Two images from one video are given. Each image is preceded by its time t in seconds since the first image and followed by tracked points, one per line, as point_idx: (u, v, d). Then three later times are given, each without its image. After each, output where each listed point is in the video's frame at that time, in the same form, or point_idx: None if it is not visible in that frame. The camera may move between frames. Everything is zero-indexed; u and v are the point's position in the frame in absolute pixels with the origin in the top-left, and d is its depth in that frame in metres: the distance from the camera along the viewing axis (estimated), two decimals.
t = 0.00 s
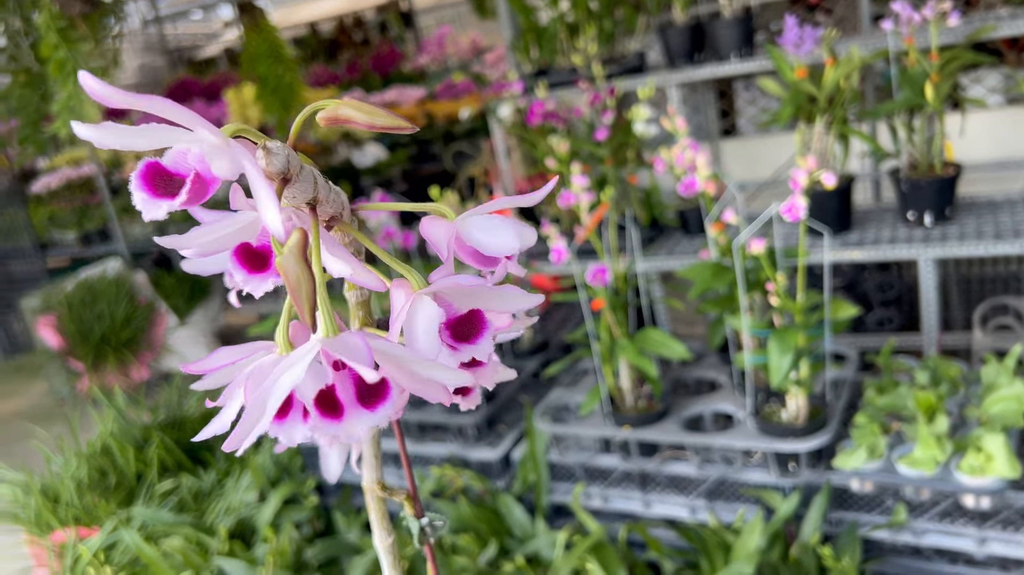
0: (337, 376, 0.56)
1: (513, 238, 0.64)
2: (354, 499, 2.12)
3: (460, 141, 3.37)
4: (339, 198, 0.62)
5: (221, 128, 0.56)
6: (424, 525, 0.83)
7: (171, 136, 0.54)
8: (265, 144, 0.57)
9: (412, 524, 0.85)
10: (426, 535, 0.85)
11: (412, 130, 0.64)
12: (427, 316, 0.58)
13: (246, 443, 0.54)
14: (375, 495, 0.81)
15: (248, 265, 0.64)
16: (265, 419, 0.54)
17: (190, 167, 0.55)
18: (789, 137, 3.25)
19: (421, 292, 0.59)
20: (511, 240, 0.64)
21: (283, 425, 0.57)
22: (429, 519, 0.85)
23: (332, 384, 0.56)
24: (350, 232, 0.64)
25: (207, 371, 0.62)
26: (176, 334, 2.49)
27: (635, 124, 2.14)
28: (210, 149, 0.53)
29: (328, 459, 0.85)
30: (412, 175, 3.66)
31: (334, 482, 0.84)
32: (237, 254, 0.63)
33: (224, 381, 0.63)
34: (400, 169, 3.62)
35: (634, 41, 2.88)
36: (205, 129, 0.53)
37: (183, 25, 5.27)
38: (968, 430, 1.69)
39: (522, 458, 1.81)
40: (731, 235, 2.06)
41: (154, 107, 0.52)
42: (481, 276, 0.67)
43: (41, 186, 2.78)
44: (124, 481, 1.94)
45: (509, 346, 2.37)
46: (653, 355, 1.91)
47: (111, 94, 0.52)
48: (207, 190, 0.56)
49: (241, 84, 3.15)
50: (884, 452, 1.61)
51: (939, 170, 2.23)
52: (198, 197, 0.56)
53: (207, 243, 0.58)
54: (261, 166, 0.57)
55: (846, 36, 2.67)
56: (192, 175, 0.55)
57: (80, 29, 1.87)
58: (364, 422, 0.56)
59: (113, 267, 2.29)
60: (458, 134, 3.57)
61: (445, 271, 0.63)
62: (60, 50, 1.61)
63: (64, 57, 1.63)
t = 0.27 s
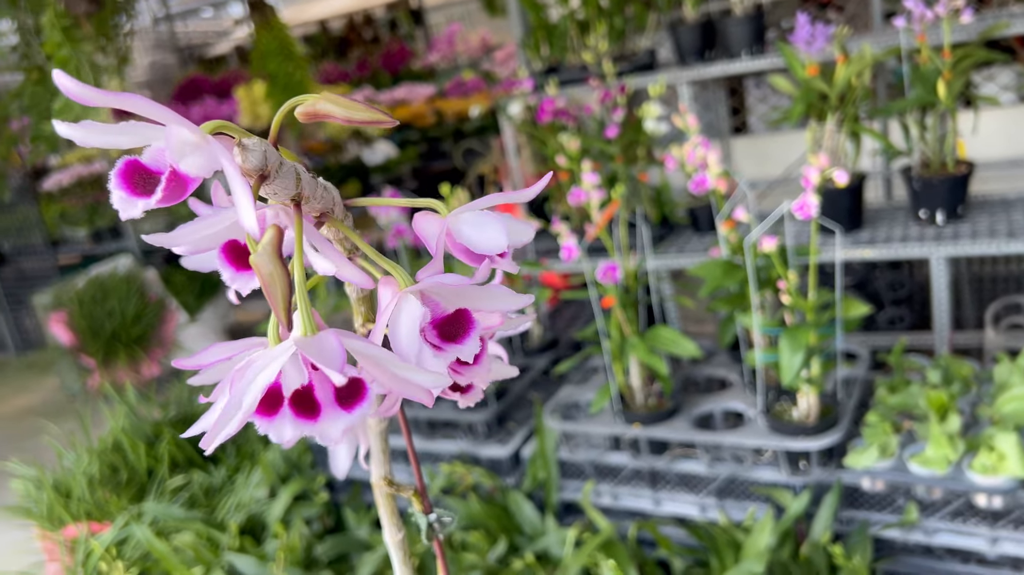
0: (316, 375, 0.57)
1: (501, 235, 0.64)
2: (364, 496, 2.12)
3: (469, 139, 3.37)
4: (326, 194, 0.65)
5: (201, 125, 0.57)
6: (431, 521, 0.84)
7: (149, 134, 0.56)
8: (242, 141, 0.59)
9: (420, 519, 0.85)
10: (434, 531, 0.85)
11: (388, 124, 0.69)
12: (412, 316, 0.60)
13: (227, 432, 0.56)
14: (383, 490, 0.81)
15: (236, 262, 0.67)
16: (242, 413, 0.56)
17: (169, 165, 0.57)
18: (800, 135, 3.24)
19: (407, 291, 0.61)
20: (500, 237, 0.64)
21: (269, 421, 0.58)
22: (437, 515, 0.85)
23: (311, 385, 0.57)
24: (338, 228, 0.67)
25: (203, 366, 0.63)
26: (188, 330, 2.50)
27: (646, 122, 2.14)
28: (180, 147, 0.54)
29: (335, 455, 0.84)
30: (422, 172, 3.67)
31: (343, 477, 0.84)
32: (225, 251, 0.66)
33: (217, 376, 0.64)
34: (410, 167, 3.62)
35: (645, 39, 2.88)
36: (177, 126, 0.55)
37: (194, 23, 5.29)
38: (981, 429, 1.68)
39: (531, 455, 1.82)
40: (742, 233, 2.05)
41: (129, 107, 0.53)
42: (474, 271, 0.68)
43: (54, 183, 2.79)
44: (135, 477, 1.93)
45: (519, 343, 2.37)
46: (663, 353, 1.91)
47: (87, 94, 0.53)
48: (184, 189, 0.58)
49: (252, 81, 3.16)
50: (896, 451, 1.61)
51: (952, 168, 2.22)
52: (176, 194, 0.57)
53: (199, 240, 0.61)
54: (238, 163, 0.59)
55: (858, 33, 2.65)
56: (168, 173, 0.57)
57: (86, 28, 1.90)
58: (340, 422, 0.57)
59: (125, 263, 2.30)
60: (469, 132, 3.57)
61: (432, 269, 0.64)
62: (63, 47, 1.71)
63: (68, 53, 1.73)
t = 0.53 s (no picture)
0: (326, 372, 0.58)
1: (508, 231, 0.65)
2: (370, 494, 2.13)
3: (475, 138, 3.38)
4: (332, 193, 0.65)
5: (209, 124, 0.57)
6: (437, 521, 0.84)
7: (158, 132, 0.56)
8: (250, 139, 0.59)
9: (426, 519, 0.85)
10: (440, 531, 0.85)
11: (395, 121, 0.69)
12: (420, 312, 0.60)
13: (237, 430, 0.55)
14: (390, 490, 0.81)
15: (244, 261, 0.66)
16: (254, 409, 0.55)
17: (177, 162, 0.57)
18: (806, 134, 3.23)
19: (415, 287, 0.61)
20: (507, 234, 0.65)
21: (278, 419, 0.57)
22: (443, 515, 0.86)
23: (320, 381, 0.58)
24: (346, 226, 0.67)
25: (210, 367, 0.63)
26: (194, 329, 2.51)
27: (652, 121, 2.13)
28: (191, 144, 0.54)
29: (342, 454, 0.84)
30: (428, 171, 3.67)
31: (349, 477, 0.84)
32: (232, 249, 0.66)
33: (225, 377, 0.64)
34: (417, 166, 3.63)
35: (651, 38, 2.88)
36: (185, 124, 0.55)
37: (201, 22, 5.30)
38: (988, 429, 1.68)
39: (537, 453, 1.82)
40: (748, 233, 2.05)
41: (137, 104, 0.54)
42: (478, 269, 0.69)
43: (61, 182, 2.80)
44: (142, 474, 1.97)
45: (525, 342, 2.38)
46: (669, 353, 1.91)
47: (94, 91, 0.53)
48: (192, 186, 0.58)
49: (258, 80, 3.17)
50: (902, 451, 1.60)
51: (960, 168, 2.21)
52: (185, 192, 0.57)
53: (207, 237, 0.62)
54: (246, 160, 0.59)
55: (866, 33, 2.65)
56: (176, 171, 0.57)
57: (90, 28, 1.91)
58: (349, 418, 0.57)
59: (133, 261, 2.31)
60: (475, 131, 3.57)
61: (440, 265, 0.64)
62: (67, 46, 1.75)
63: (71, 54, 1.76)
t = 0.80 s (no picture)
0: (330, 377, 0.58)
1: (511, 234, 0.64)
2: (372, 493, 2.13)
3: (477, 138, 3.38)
4: (336, 195, 0.65)
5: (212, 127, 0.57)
6: (438, 521, 0.84)
7: (162, 136, 0.56)
8: (254, 143, 0.59)
9: (427, 519, 0.85)
10: (441, 530, 0.85)
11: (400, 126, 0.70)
12: (424, 317, 0.60)
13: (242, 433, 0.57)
14: (390, 490, 0.81)
15: (248, 265, 0.67)
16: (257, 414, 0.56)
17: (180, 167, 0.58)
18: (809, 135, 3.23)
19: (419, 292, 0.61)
20: (511, 237, 0.65)
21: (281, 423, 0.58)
22: (444, 515, 0.86)
23: (325, 386, 0.58)
24: (349, 228, 0.67)
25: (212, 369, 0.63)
26: (197, 328, 2.51)
27: (655, 121, 2.14)
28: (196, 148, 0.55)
29: (344, 454, 0.84)
30: (430, 171, 3.68)
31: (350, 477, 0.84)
32: (235, 253, 0.66)
33: (226, 379, 0.64)
34: (419, 166, 3.63)
35: (654, 38, 2.88)
36: (189, 128, 0.55)
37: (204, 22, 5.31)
38: (990, 430, 1.67)
39: (539, 454, 1.82)
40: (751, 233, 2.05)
41: (141, 109, 0.54)
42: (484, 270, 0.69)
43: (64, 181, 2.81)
44: (143, 473, 1.95)
45: (527, 342, 2.38)
46: (671, 353, 1.91)
47: (97, 97, 0.54)
48: (195, 192, 0.58)
49: (261, 80, 3.17)
50: (904, 452, 1.60)
51: (962, 169, 2.21)
52: (188, 197, 0.58)
53: (208, 241, 0.61)
54: (250, 164, 0.59)
55: (869, 34, 2.65)
56: (181, 175, 0.57)
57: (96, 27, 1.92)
58: (354, 423, 0.57)
59: (136, 261, 2.31)
60: (477, 131, 3.57)
61: (443, 268, 0.64)
62: (73, 46, 1.76)
63: (78, 53, 1.77)
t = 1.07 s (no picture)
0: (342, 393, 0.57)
1: (519, 245, 0.64)
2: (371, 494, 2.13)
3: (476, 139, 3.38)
4: (344, 205, 0.64)
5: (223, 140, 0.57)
6: (438, 525, 0.84)
7: (173, 150, 0.55)
8: (268, 156, 0.59)
9: (428, 524, 0.85)
10: (441, 535, 0.86)
11: (413, 137, 0.69)
12: (434, 331, 0.60)
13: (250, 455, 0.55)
14: (390, 496, 0.81)
15: (256, 275, 0.66)
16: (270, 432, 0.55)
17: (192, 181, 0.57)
18: (808, 136, 3.23)
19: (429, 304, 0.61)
20: (519, 247, 0.64)
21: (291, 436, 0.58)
22: (444, 519, 0.86)
23: (337, 402, 0.57)
24: (358, 239, 0.66)
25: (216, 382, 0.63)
26: (196, 328, 2.52)
27: (654, 122, 2.14)
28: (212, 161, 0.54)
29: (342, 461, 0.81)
30: (430, 172, 3.68)
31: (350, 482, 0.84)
32: (245, 263, 0.66)
33: (230, 391, 0.64)
34: (418, 167, 3.63)
35: (653, 39, 2.88)
36: (203, 143, 0.54)
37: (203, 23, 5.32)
38: (989, 431, 1.68)
39: (538, 455, 1.82)
40: (750, 234, 2.05)
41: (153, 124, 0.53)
42: (491, 281, 0.69)
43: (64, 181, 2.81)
44: (143, 474, 1.95)
45: (527, 343, 2.38)
46: (671, 354, 1.91)
47: (108, 111, 0.54)
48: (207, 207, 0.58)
49: (261, 80, 3.18)
50: (903, 453, 1.60)
51: (961, 170, 2.21)
52: (202, 212, 0.57)
53: (215, 249, 0.60)
54: (264, 178, 0.59)
55: (867, 35, 2.65)
56: (194, 190, 0.57)
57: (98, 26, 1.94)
58: (368, 440, 0.57)
59: (134, 261, 2.31)
60: (476, 132, 3.58)
61: (453, 280, 0.63)
62: (79, 46, 1.76)
63: (84, 53, 1.77)
